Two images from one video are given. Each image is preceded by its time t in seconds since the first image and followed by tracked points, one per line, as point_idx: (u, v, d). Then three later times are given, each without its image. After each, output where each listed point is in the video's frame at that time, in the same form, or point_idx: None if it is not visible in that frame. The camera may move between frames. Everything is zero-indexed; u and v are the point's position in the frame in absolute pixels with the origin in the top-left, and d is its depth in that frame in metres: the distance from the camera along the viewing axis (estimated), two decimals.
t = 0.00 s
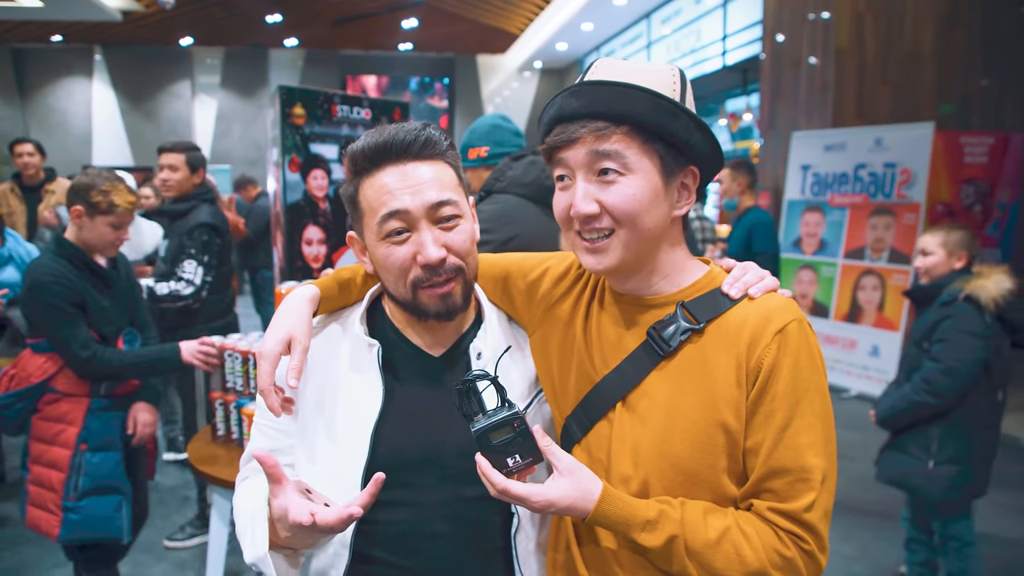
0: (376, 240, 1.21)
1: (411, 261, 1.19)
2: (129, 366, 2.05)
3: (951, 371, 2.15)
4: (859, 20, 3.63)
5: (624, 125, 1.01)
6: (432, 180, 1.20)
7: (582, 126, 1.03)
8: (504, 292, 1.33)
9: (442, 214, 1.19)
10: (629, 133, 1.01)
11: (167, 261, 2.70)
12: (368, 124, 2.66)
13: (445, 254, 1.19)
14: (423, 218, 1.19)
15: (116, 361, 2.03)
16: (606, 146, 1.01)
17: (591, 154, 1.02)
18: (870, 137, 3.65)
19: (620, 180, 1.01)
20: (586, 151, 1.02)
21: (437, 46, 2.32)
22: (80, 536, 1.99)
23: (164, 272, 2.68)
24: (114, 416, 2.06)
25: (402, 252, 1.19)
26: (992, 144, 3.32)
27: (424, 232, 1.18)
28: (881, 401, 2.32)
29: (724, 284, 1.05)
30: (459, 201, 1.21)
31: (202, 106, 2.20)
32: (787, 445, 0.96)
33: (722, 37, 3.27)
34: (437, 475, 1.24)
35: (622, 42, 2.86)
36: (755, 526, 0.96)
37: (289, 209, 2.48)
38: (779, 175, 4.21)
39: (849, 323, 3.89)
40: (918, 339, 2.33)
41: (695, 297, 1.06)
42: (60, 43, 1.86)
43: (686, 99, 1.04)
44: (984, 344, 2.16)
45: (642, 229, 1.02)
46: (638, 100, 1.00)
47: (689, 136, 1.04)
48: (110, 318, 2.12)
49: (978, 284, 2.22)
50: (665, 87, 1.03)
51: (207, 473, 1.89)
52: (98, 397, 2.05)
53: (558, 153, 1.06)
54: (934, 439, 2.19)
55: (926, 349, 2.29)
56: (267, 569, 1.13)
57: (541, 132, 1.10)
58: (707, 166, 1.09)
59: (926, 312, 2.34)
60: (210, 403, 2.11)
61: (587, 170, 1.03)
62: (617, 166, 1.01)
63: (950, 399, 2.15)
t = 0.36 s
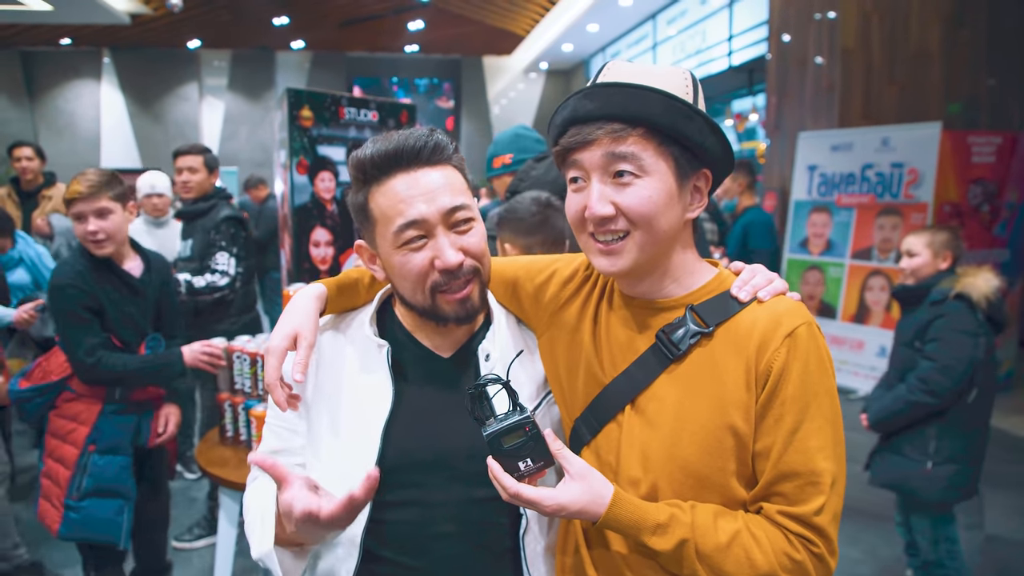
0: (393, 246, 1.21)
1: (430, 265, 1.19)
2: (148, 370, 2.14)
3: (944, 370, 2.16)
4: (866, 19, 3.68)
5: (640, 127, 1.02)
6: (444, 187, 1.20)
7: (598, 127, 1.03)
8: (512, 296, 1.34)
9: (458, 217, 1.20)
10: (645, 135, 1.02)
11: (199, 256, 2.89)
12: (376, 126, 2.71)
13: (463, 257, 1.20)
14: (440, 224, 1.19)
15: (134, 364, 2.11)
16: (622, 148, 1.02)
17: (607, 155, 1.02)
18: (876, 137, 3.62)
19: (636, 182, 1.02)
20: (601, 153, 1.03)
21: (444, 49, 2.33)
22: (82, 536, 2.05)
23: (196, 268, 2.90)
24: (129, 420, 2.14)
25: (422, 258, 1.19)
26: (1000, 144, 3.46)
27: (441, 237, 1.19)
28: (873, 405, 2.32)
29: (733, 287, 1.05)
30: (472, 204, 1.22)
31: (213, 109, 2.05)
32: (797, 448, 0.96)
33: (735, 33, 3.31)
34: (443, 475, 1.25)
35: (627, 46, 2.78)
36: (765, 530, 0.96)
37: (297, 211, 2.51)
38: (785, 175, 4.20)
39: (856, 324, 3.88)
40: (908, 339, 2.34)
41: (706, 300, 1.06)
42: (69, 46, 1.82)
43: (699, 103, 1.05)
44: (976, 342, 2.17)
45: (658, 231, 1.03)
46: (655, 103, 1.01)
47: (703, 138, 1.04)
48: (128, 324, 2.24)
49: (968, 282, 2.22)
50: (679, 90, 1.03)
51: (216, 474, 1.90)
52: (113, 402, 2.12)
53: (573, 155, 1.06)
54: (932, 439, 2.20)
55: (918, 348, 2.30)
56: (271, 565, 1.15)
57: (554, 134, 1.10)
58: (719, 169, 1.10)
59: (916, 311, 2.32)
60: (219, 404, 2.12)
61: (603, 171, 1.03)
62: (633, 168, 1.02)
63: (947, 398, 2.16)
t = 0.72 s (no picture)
0: (398, 244, 1.20)
1: (436, 261, 1.19)
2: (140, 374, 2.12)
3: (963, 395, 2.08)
4: (868, 28, 3.68)
5: (650, 130, 1.02)
6: (444, 183, 1.21)
7: (607, 130, 1.03)
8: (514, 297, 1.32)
9: (459, 214, 1.21)
10: (654, 138, 1.02)
11: (208, 263, 2.72)
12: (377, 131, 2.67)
13: (467, 251, 1.20)
14: (444, 219, 1.20)
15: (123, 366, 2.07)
16: (632, 151, 1.02)
17: (616, 158, 1.02)
18: (877, 143, 3.66)
19: (644, 185, 1.02)
20: (610, 156, 1.03)
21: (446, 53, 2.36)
22: (59, 525, 2.06)
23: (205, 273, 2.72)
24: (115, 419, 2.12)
25: (427, 254, 1.19)
26: (1000, 150, 3.40)
27: (445, 233, 1.19)
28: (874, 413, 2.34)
29: (738, 291, 1.05)
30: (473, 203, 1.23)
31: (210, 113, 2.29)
32: (800, 451, 0.96)
33: (731, 40, 3.02)
34: (444, 477, 1.24)
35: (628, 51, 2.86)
36: (767, 532, 0.96)
37: (298, 216, 2.48)
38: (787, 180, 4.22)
39: (857, 329, 3.89)
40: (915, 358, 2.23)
41: (710, 303, 1.06)
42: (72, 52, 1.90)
43: (707, 104, 1.05)
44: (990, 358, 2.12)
45: (666, 233, 1.03)
46: (664, 105, 1.01)
47: (712, 142, 1.04)
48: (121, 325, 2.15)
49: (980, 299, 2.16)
50: (687, 92, 1.04)
51: (217, 479, 1.89)
52: (99, 399, 2.11)
53: (582, 158, 1.06)
54: (943, 462, 2.14)
55: (926, 368, 2.20)
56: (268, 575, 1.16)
57: (563, 136, 1.10)
58: (727, 172, 1.09)
59: (920, 329, 2.22)
60: (220, 408, 2.12)
61: (611, 174, 1.03)
62: (642, 171, 1.02)
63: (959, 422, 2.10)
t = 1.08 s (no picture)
0: (382, 253, 1.21)
1: (422, 265, 1.19)
2: (101, 373, 2.18)
3: (978, 421, 1.97)
4: (865, 31, 3.78)
5: (633, 145, 1.02)
6: (426, 189, 1.21)
7: (590, 151, 1.02)
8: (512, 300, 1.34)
9: (443, 218, 1.21)
10: (639, 153, 1.02)
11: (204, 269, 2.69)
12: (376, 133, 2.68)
13: (452, 254, 1.20)
14: (427, 225, 1.20)
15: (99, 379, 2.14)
16: (619, 169, 1.01)
17: (604, 178, 1.02)
18: (875, 146, 3.66)
19: (637, 200, 1.02)
20: (598, 177, 1.02)
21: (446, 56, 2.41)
22: (29, 504, 2.26)
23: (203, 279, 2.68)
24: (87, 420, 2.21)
25: (412, 260, 1.19)
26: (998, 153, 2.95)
27: (430, 237, 1.19)
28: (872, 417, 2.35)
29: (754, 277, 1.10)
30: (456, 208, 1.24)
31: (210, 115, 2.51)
32: (791, 452, 0.96)
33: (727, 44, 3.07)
34: (441, 478, 1.24)
35: (629, 51, 3.05)
36: (759, 533, 0.96)
37: (297, 218, 2.48)
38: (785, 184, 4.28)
39: (855, 333, 3.89)
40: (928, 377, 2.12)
41: (703, 304, 1.06)
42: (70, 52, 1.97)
43: (682, 109, 1.05)
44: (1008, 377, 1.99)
45: (662, 245, 1.03)
46: (645, 120, 1.01)
47: (695, 144, 1.05)
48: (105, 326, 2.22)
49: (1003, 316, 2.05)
50: (661, 100, 1.04)
51: (215, 480, 1.89)
52: (71, 396, 2.22)
53: (568, 179, 1.06)
54: (954, 492, 2.03)
55: (940, 390, 2.08)
56: None
57: (545, 159, 1.09)
58: (711, 171, 1.11)
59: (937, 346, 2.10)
60: (219, 410, 2.11)
61: (602, 194, 1.03)
62: (632, 188, 1.02)
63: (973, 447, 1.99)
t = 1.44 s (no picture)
0: (374, 241, 1.22)
1: (403, 263, 1.20)
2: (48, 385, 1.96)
3: (992, 430, 1.99)
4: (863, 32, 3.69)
5: (630, 140, 1.02)
6: (433, 192, 1.22)
7: (588, 143, 1.03)
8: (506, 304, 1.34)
9: (437, 223, 1.21)
10: (635, 148, 1.02)
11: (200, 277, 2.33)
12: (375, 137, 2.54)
13: (433, 260, 1.20)
14: (418, 224, 1.20)
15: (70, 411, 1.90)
16: (616, 162, 1.02)
17: (599, 170, 1.02)
18: (873, 146, 3.66)
19: (631, 194, 1.02)
20: (594, 168, 1.03)
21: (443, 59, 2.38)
22: None
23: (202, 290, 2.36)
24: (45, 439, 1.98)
25: (396, 254, 1.20)
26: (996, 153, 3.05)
27: (418, 237, 1.20)
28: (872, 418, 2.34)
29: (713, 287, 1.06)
30: (456, 214, 1.23)
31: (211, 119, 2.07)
32: (779, 456, 0.97)
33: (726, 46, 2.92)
34: (437, 482, 1.24)
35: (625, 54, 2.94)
36: (747, 535, 0.97)
37: (296, 222, 2.40)
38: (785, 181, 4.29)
39: (855, 333, 3.89)
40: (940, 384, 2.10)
41: (689, 311, 1.06)
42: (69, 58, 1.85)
43: (680, 108, 1.06)
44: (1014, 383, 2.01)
45: (651, 241, 1.04)
46: (644, 116, 1.01)
47: (691, 146, 1.05)
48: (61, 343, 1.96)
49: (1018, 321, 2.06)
50: (659, 97, 1.04)
51: (215, 484, 1.90)
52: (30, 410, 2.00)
53: (564, 171, 1.06)
54: (965, 504, 2.05)
55: (953, 397, 2.06)
56: None
57: (543, 150, 1.09)
58: (705, 175, 1.11)
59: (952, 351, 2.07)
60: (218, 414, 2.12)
61: (597, 186, 1.03)
62: (627, 181, 1.02)
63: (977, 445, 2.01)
